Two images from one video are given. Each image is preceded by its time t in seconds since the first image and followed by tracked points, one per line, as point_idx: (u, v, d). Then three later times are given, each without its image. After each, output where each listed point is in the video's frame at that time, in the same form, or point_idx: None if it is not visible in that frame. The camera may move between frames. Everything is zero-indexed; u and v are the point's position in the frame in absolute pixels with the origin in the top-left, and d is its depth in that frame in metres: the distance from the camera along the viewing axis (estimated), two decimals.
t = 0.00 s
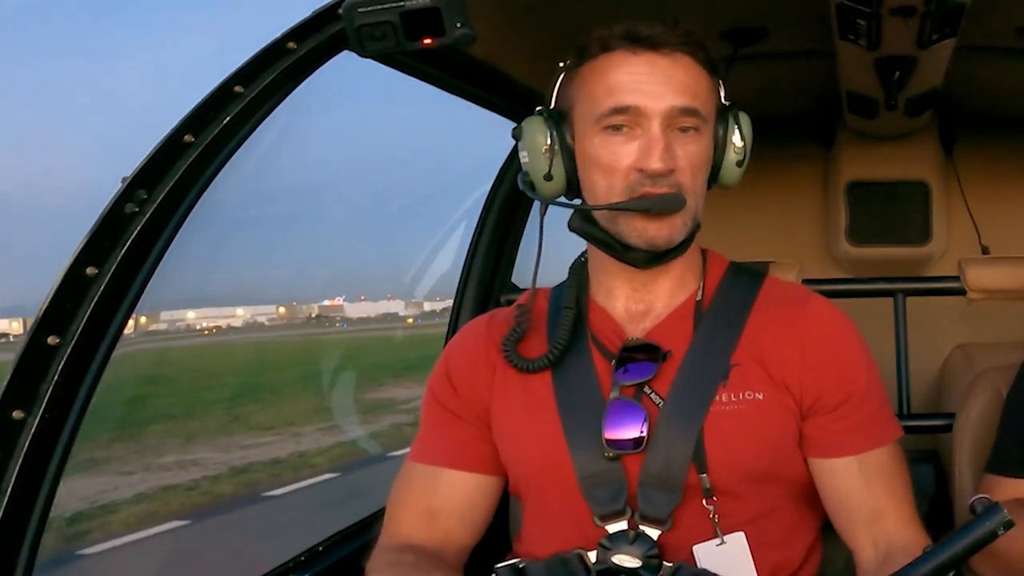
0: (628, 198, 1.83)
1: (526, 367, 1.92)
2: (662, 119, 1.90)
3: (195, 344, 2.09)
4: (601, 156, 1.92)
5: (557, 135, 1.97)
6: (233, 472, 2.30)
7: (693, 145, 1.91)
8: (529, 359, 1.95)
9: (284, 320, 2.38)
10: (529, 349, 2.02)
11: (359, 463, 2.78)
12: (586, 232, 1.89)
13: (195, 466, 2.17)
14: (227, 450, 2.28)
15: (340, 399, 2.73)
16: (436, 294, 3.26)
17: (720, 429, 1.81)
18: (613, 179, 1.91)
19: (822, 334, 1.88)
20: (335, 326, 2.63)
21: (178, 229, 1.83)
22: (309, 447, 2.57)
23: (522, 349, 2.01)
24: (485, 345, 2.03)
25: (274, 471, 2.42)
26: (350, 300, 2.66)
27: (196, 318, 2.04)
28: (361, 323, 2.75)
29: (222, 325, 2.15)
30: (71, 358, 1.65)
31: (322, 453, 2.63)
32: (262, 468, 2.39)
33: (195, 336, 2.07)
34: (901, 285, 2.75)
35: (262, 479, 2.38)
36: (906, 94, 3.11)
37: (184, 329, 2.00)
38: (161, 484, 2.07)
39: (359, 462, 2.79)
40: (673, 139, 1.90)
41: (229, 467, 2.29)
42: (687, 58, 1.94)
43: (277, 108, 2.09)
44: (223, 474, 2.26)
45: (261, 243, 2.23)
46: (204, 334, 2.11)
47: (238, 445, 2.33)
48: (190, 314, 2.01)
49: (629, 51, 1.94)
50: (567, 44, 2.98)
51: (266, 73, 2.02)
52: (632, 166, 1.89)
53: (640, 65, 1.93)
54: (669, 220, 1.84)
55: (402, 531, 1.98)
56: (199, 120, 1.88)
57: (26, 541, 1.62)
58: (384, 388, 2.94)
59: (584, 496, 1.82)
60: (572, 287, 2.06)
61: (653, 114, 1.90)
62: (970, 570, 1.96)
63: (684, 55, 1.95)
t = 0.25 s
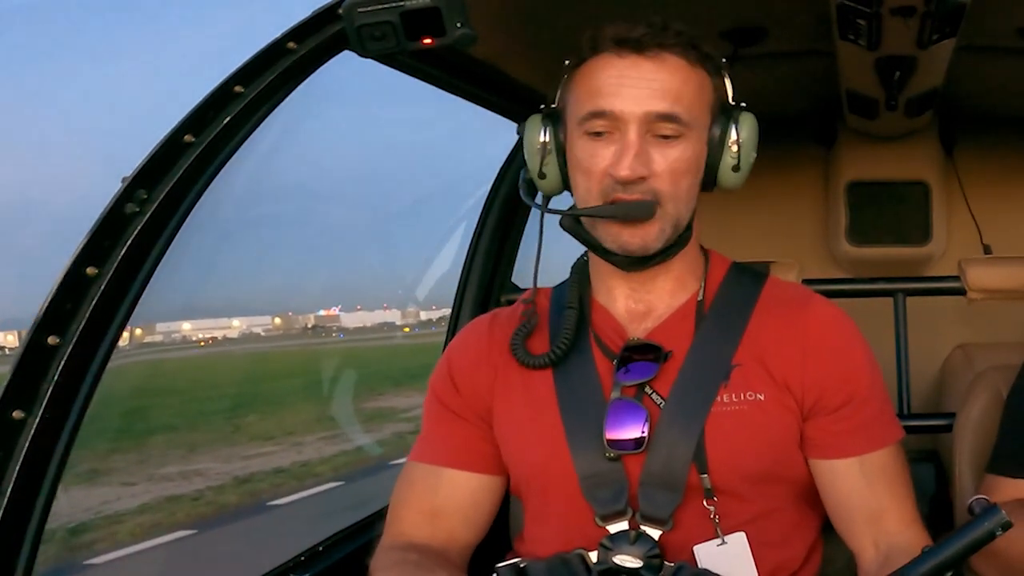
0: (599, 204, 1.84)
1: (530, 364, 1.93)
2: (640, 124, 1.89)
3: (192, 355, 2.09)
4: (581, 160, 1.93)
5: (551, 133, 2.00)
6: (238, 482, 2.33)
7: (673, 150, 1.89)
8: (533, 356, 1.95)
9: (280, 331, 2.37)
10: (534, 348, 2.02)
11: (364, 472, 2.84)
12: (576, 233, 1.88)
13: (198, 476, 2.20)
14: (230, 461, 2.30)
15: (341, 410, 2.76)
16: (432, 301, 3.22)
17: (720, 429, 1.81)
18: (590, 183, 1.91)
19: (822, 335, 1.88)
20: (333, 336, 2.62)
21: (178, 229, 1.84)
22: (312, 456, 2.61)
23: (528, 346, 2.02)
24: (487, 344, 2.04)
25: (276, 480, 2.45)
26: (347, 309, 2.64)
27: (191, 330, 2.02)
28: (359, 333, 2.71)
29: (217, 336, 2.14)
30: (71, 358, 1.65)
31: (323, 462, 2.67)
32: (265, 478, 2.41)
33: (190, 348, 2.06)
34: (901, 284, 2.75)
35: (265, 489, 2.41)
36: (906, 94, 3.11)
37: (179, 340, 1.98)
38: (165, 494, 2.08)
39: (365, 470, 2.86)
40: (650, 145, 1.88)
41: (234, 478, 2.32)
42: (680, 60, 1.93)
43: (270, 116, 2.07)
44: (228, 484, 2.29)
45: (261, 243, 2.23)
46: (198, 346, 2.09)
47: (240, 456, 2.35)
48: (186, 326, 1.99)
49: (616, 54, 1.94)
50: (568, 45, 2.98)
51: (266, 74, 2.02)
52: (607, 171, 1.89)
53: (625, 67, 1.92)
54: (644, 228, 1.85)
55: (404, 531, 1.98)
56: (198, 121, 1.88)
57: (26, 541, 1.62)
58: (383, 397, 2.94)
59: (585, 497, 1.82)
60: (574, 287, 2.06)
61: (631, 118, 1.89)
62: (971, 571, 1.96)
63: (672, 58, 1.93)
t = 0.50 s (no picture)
0: (616, 202, 1.84)
1: (527, 367, 1.92)
2: (654, 122, 1.89)
3: (187, 368, 2.06)
4: (592, 158, 1.93)
5: (553, 135, 2.00)
6: (239, 493, 2.30)
7: (686, 148, 1.90)
8: (531, 359, 1.95)
9: (275, 343, 2.35)
10: (530, 350, 2.02)
11: (362, 483, 2.82)
12: (580, 233, 1.90)
13: (200, 488, 2.18)
14: (231, 472, 2.28)
15: (341, 417, 2.75)
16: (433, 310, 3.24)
17: (720, 430, 1.81)
18: (603, 181, 1.91)
19: (821, 335, 1.88)
20: (328, 347, 2.61)
21: (178, 229, 1.83)
22: (313, 467, 2.58)
23: (524, 349, 2.01)
24: (487, 346, 2.03)
25: (279, 491, 2.42)
26: (340, 322, 2.63)
27: (185, 342, 2.01)
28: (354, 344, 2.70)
29: (212, 348, 2.12)
30: (71, 358, 1.65)
31: (326, 473, 2.64)
32: (267, 488, 2.39)
33: (185, 360, 2.04)
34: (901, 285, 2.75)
35: (269, 499, 2.38)
36: (906, 94, 3.11)
37: (173, 353, 1.97)
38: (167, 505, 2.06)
39: (365, 480, 2.84)
40: (664, 143, 1.89)
41: (235, 488, 2.29)
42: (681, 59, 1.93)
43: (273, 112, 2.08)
44: (230, 494, 2.27)
45: (261, 243, 2.23)
46: (193, 358, 2.07)
47: (241, 467, 2.31)
48: (180, 338, 1.98)
49: (623, 53, 1.93)
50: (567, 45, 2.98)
51: (266, 73, 2.02)
52: (622, 168, 1.89)
53: (633, 66, 1.92)
54: (659, 225, 1.85)
55: (404, 532, 1.98)
56: (198, 121, 1.88)
57: (26, 541, 1.62)
58: (382, 407, 2.93)
59: (585, 498, 1.82)
60: (574, 287, 2.06)
61: (644, 117, 1.89)
62: (971, 571, 1.96)
63: (680, 57, 1.94)
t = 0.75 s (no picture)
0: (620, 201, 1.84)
1: (525, 369, 1.92)
2: (654, 120, 1.89)
3: (179, 381, 2.05)
4: (593, 157, 1.93)
5: (551, 136, 1.99)
6: (239, 504, 2.29)
7: (687, 145, 1.90)
8: (529, 361, 1.95)
9: (267, 354, 2.33)
10: (528, 352, 2.01)
11: (361, 492, 2.78)
12: (579, 233, 1.90)
13: (199, 499, 2.17)
14: (229, 483, 2.27)
15: (346, 423, 2.78)
16: (430, 320, 3.22)
17: (719, 429, 1.81)
18: (604, 179, 1.91)
19: (820, 335, 1.88)
20: (320, 357, 2.60)
21: (177, 229, 1.83)
22: (312, 477, 2.57)
23: (522, 350, 2.01)
24: (485, 347, 2.03)
25: (279, 501, 2.42)
26: (333, 333, 2.62)
27: (177, 354, 1.99)
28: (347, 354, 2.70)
29: (204, 359, 2.10)
30: (71, 357, 1.65)
31: (326, 483, 2.62)
32: (267, 499, 2.38)
33: (177, 372, 2.03)
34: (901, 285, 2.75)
35: (269, 510, 2.36)
36: (906, 94, 3.11)
37: (166, 365, 1.95)
38: (167, 517, 2.07)
39: (365, 490, 2.81)
40: (665, 140, 1.89)
41: (235, 500, 2.28)
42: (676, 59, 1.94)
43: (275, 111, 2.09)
44: (229, 505, 2.25)
45: (261, 242, 2.23)
46: (186, 370, 2.06)
47: (240, 478, 2.31)
48: (172, 350, 1.96)
49: (622, 52, 1.94)
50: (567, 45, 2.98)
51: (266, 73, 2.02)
52: (624, 166, 1.89)
53: (633, 65, 1.92)
54: (661, 224, 1.85)
55: (402, 532, 1.98)
56: (198, 121, 1.88)
57: (25, 541, 1.62)
58: (379, 417, 2.91)
59: (583, 498, 1.82)
60: (572, 288, 2.06)
61: (645, 115, 1.89)
62: (970, 571, 1.96)
63: (678, 55, 1.94)
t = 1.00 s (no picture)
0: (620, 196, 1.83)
1: (525, 370, 1.92)
2: (653, 117, 1.90)
3: (171, 388, 2.04)
4: (592, 155, 1.93)
5: (549, 136, 1.98)
6: (238, 510, 2.30)
7: (685, 141, 1.91)
8: (528, 362, 1.95)
9: (260, 361, 2.30)
10: (523, 354, 2.01)
11: (360, 498, 2.79)
12: (577, 232, 1.90)
13: (198, 505, 2.17)
14: (226, 490, 2.28)
15: (346, 423, 2.78)
16: (428, 327, 3.18)
17: (718, 429, 1.81)
18: (603, 177, 1.91)
19: (818, 334, 1.88)
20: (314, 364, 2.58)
21: (177, 229, 1.83)
22: (310, 484, 2.57)
23: (519, 350, 2.01)
24: (483, 348, 2.03)
25: (280, 508, 2.42)
26: (325, 339, 2.59)
27: (170, 361, 1.97)
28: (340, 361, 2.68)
29: (198, 367, 2.09)
30: (71, 357, 1.65)
31: (324, 489, 2.63)
32: (267, 505, 2.38)
33: (171, 380, 2.02)
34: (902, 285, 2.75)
35: (268, 516, 2.37)
36: (906, 94, 3.12)
37: (159, 373, 1.94)
38: (165, 524, 2.07)
39: (362, 497, 2.81)
40: (664, 137, 1.90)
41: (234, 505, 2.29)
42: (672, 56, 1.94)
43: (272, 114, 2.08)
44: (228, 512, 2.26)
45: (262, 242, 2.23)
46: (179, 378, 2.05)
47: (236, 485, 2.31)
48: (165, 358, 1.95)
49: (620, 50, 1.94)
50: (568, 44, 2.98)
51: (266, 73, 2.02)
52: (623, 163, 1.89)
53: (630, 63, 1.93)
54: (660, 218, 1.84)
55: (401, 532, 1.98)
56: (199, 121, 1.88)
57: (25, 542, 1.62)
58: (375, 424, 2.89)
59: (583, 498, 1.82)
60: (570, 288, 2.06)
61: (644, 111, 1.89)
62: (970, 570, 1.96)
63: (675, 53, 1.95)
